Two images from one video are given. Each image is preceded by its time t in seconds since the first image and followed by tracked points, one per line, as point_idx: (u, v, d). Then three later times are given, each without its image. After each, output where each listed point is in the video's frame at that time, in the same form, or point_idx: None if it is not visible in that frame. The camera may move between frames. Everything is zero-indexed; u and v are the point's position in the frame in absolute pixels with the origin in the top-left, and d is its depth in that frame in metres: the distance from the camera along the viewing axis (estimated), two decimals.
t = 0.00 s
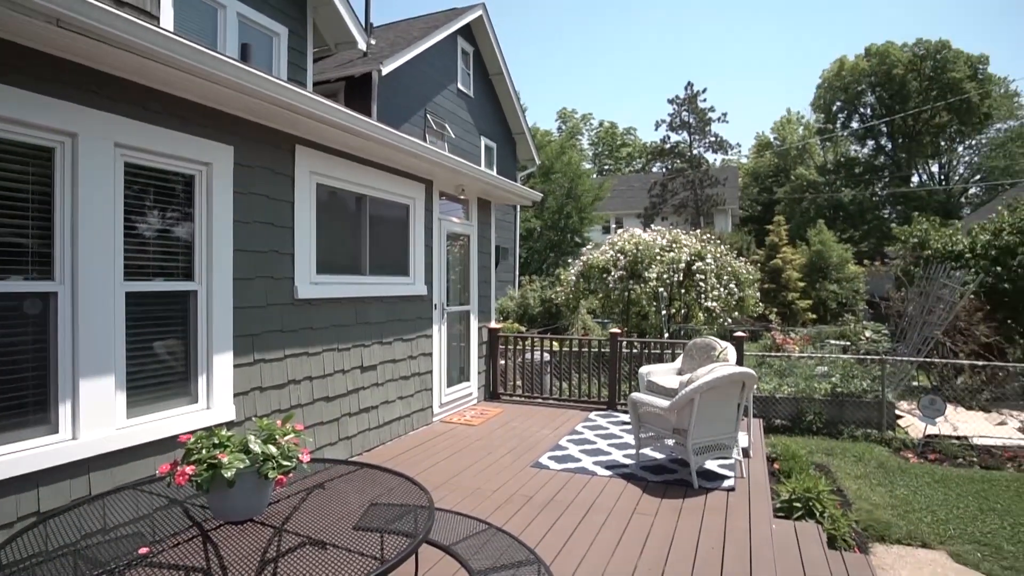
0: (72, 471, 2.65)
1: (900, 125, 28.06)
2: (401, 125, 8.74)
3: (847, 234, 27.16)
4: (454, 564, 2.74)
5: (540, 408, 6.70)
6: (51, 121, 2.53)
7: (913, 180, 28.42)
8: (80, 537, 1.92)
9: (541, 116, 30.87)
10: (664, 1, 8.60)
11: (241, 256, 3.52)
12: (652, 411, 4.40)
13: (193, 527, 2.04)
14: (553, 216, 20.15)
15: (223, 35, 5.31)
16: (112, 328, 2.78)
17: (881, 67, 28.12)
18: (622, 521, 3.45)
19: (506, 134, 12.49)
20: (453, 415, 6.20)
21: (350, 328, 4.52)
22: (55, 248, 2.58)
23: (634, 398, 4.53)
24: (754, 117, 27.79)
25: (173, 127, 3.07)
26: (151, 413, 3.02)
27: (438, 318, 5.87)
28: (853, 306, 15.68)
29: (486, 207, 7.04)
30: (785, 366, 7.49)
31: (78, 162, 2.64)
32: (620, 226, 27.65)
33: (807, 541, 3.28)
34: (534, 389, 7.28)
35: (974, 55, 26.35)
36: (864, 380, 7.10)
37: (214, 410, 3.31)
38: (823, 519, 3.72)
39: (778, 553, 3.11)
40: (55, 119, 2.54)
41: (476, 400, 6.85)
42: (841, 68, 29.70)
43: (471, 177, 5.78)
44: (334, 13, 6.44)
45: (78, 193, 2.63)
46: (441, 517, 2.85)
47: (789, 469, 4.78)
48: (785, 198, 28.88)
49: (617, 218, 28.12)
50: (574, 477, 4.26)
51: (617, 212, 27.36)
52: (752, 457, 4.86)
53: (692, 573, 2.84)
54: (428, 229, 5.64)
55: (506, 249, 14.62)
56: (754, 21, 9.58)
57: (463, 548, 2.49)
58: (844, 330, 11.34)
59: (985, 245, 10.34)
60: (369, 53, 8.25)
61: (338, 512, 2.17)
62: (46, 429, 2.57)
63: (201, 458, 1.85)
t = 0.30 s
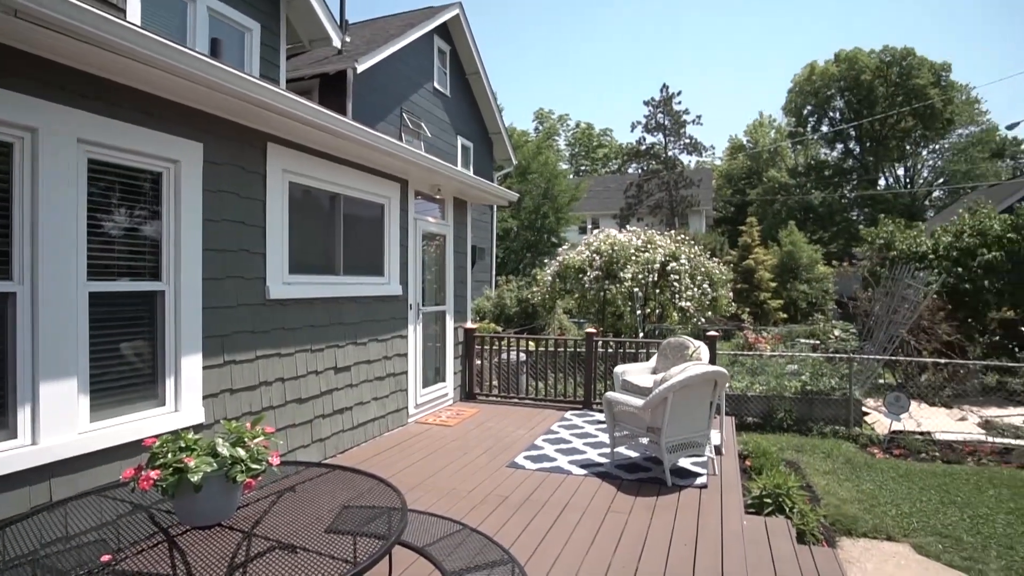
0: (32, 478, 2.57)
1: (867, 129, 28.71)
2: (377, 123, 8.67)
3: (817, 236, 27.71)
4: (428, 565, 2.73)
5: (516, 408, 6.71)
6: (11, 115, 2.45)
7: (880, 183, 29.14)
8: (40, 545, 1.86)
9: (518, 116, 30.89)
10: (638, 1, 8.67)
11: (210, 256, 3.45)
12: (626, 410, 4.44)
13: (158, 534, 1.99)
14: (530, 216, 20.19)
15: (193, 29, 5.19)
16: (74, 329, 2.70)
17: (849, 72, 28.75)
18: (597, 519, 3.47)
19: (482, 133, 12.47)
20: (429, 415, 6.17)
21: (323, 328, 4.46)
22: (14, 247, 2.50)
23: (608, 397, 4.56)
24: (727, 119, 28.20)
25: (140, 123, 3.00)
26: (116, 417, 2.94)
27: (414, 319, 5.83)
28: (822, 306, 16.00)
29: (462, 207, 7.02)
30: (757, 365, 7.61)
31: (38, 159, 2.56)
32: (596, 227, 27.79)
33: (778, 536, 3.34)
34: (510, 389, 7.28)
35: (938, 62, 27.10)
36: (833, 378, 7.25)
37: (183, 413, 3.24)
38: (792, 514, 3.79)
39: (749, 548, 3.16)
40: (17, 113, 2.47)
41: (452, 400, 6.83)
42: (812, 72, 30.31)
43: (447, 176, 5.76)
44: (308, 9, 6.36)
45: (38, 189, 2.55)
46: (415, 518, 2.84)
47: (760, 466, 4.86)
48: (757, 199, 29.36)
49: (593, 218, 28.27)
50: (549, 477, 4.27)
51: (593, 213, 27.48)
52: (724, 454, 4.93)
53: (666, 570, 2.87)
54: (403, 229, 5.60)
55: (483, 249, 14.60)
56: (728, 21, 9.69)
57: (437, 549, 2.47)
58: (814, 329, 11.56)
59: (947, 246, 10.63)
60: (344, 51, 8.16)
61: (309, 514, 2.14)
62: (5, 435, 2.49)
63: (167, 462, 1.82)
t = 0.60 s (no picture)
0: None
1: (836, 133, 29.34)
2: (352, 122, 8.58)
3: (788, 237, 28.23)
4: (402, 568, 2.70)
5: (492, 408, 6.71)
6: None
7: (848, 185, 29.83)
8: None
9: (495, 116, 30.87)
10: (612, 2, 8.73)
11: (178, 256, 3.37)
12: (600, 410, 4.46)
13: (122, 542, 1.93)
14: (507, 216, 20.20)
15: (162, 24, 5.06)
16: (34, 331, 2.62)
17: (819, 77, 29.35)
18: (572, 519, 3.49)
19: (459, 133, 12.43)
20: (404, 416, 6.13)
21: (296, 329, 4.40)
22: None
23: (583, 397, 4.57)
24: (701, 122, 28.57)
25: (106, 120, 2.93)
26: (78, 421, 2.85)
27: (388, 319, 5.79)
28: (793, 306, 16.30)
29: (438, 207, 6.99)
30: (730, 364, 7.73)
31: None
32: (573, 227, 27.90)
33: (749, 532, 3.39)
34: (486, 390, 7.27)
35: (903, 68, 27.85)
36: (803, 376, 7.40)
37: (149, 417, 3.17)
38: (763, 510, 3.86)
39: (720, 545, 3.21)
40: None
41: (428, 401, 6.79)
42: (783, 77, 30.91)
43: (424, 177, 5.74)
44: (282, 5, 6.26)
45: None
46: (389, 521, 2.81)
47: (732, 464, 4.93)
48: (731, 201, 29.80)
49: (570, 219, 28.38)
50: (524, 477, 4.27)
51: (570, 213, 27.56)
52: (697, 452, 4.99)
53: (640, 567, 2.90)
54: (378, 228, 5.55)
55: (459, 250, 14.55)
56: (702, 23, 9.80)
57: (410, 551, 2.46)
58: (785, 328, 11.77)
59: (912, 248, 10.92)
60: (318, 48, 8.06)
61: (280, 518, 2.11)
62: None
63: (130, 468, 1.78)
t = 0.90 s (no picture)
0: None
1: (807, 136, 29.94)
2: (326, 120, 8.48)
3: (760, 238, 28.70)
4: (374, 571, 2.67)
5: (467, 409, 6.69)
6: None
7: (819, 187, 30.48)
8: None
9: (471, 116, 30.78)
10: (587, 3, 8.78)
11: (144, 255, 3.29)
12: (575, 409, 4.48)
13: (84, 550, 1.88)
14: (483, 216, 20.17)
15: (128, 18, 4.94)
16: None
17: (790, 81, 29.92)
18: (546, 518, 3.50)
19: (435, 132, 12.38)
20: (378, 418, 6.08)
21: (268, 330, 4.34)
22: None
23: (558, 397, 4.59)
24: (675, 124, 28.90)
25: (69, 116, 2.85)
26: (38, 426, 2.77)
27: (363, 320, 5.73)
28: (765, 305, 16.59)
29: (414, 207, 6.95)
30: (703, 363, 7.83)
31: None
32: (549, 227, 27.94)
33: (721, 528, 3.45)
34: (462, 390, 7.25)
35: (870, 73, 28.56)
36: (774, 374, 7.54)
37: (114, 421, 3.08)
38: (734, 507, 3.93)
39: (693, 541, 3.25)
40: None
41: (403, 402, 6.75)
42: (755, 81, 31.46)
43: (399, 176, 5.70)
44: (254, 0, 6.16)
45: None
46: (363, 523, 2.78)
47: (705, 461, 5.00)
48: (705, 202, 30.19)
49: (547, 219, 28.44)
50: (499, 477, 4.27)
51: (547, 213, 27.60)
52: (671, 451, 5.04)
53: (614, 566, 2.92)
54: (352, 228, 5.50)
55: (435, 250, 14.49)
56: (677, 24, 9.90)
57: (383, 553, 2.44)
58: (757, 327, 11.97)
59: (878, 248, 11.19)
60: (291, 44, 7.94)
61: (251, 522, 2.07)
62: None
63: (91, 474, 1.75)
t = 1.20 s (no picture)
0: None
1: (779, 138, 30.49)
2: (300, 118, 8.37)
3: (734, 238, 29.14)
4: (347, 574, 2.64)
5: (443, 409, 6.66)
6: None
7: (790, 189, 31.07)
8: None
9: (448, 115, 30.64)
10: (563, 2, 8.82)
11: (109, 254, 3.20)
12: (551, 409, 4.50)
13: (43, 559, 1.83)
14: (460, 216, 20.10)
15: (94, 10, 4.81)
16: None
17: (762, 85, 30.48)
18: (522, 518, 3.50)
19: (411, 131, 12.32)
20: (353, 419, 6.02)
21: (239, 331, 4.26)
22: None
23: (534, 396, 4.59)
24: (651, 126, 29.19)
25: (31, 110, 2.77)
26: None
27: (337, 320, 5.67)
28: (738, 305, 16.83)
29: (389, 207, 6.90)
30: (677, 362, 7.94)
31: None
32: (526, 227, 27.95)
33: (694, 525, 3.49)
34: (438, 390, 7.22)
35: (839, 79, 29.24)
36: (746, 372, 7.66)
37: (78, 425, 3.00)
38: (707, 503, 3.98)
39: (666, 538, 3.29)
40: None
41: (378, 403, 6.69)
42: (728, 84, 31.96)
43: (374, 175, 5.65)
44: None
45: None
46: (335, 526, 2.75)
47: (679, 459, 5.06)
48: (680, 203, 30.52)
49: (523, 220, 28.44)
50: (474, 478, 4.26)
51: (524, 214, 27.59)
52: (645, 449, 5.09)
53: (588, 564, 2.93)
54: (326, 228, 5.44)
55: (412, 249, 14.40)
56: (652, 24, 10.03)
57: (356, 557, 2.41)
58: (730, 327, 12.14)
59: (847, 249, 11.46)
60: (264, 41, 7.82)
61: (220, 528, 2.04)
62: None
63: (51, 480, 1.71)
